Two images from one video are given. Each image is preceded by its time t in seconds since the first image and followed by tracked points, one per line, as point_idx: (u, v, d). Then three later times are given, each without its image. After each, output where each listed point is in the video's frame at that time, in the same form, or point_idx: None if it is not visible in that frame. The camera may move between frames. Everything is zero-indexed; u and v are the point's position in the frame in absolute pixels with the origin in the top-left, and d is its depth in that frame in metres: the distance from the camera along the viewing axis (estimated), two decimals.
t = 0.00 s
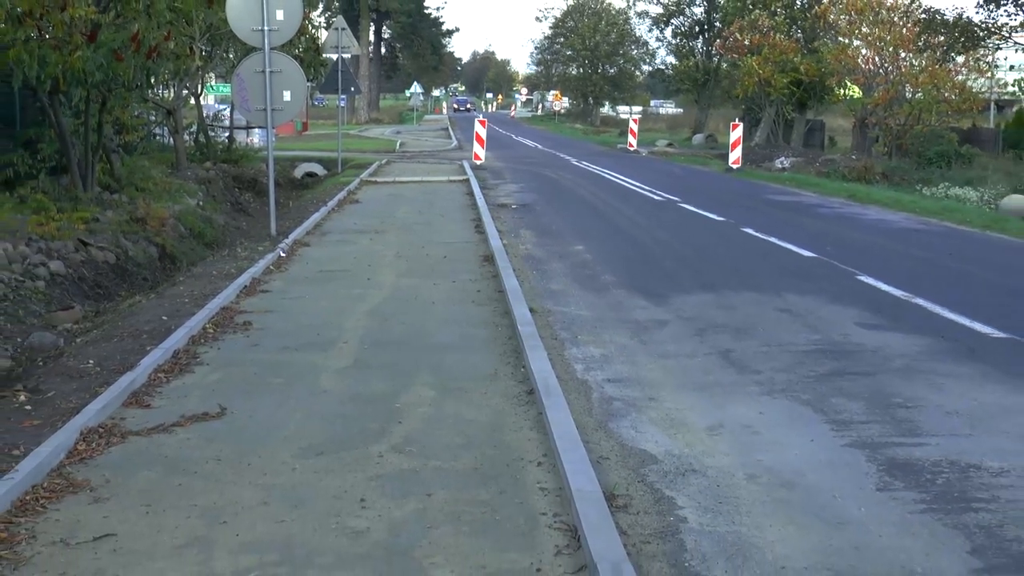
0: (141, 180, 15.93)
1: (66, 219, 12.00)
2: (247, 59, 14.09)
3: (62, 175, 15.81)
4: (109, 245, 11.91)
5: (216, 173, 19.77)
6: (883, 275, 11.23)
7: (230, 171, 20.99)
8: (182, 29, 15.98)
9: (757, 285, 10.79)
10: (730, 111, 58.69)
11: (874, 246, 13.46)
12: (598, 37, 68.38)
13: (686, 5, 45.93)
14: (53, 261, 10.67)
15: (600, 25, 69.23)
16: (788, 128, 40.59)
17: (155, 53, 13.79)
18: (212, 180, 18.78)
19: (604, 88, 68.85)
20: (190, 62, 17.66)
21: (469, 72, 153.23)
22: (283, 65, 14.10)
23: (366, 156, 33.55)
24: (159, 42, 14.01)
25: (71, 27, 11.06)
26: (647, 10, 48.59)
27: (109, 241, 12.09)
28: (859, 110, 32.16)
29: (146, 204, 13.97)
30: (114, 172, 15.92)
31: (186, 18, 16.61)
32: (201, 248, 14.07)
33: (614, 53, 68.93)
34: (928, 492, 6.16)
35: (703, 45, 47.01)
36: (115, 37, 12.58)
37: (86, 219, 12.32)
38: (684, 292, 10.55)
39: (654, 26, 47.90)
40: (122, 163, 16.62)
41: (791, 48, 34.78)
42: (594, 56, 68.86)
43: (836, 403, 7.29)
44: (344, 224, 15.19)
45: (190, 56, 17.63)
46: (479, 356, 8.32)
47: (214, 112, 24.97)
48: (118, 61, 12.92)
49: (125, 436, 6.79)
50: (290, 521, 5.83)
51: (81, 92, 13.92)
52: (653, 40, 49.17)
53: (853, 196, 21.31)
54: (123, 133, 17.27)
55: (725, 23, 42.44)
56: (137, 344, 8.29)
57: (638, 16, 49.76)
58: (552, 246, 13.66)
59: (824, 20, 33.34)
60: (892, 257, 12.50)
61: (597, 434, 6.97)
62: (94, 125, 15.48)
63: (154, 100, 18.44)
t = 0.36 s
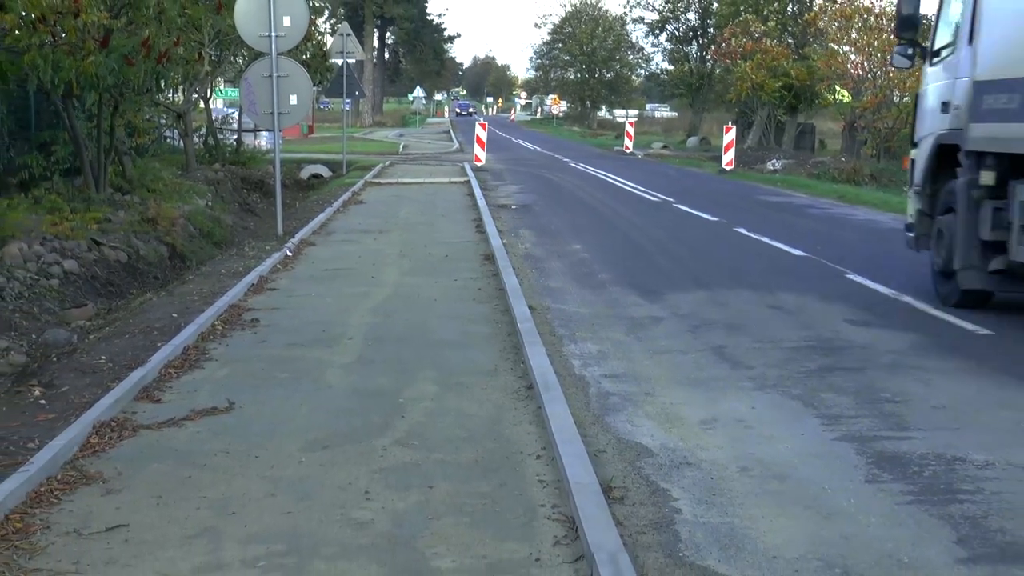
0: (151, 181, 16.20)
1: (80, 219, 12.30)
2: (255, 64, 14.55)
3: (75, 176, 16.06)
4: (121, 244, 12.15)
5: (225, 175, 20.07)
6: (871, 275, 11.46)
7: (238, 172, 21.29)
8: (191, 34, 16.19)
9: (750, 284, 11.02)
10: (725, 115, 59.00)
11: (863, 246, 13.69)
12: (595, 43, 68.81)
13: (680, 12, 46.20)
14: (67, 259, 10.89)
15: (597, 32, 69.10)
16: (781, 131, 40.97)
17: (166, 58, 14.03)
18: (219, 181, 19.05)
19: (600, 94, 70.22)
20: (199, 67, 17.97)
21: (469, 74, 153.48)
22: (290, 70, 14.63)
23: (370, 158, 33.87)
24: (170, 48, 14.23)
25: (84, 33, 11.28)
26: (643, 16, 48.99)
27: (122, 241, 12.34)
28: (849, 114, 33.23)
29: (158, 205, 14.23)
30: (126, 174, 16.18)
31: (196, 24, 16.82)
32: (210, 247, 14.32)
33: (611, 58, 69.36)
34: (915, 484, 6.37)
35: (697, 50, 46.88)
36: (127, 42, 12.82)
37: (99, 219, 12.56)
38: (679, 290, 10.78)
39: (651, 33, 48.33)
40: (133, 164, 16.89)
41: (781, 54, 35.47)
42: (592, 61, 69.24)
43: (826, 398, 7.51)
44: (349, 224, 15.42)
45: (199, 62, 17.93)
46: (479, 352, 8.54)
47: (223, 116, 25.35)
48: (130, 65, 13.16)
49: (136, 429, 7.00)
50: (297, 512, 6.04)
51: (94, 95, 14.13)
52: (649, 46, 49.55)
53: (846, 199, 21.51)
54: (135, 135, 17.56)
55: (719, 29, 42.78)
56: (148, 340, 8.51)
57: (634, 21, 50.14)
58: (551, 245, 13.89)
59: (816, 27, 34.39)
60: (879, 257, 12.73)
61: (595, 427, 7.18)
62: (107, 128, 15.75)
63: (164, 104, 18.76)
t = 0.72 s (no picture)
0: (161, 177, 16.48)
1: (91, 213, 12.54)
2: (262, 64, 15.05)
3: (87, 173, 16.32)
4: (132, 239, 12.39)
5: (234, 171, 20.40)
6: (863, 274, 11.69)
7: (246, 169, 21.59)
8: (200, 35, 16.42)
9: (744, 279, 11.25)
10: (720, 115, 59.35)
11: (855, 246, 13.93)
12: (592, 43, 69.21)
13: (676, 12, 46.59)
14: (80, 253, 11.12)
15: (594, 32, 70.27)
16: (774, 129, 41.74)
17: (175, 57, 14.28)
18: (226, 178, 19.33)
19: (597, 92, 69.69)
20: (207, 66, 18.26)
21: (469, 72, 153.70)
22: (296, 70, 15.08)
23: (374, 155, 34.18)
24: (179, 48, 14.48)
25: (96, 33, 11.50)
26: (640, 17, 49.35)
27: (133, 236, 12.57)
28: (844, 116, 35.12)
29: (167, 201, 14.47)
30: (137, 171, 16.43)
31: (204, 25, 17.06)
32: (219, 241, 14.56)
33: (608, 58, 69.76)
34: (904, 471, 6.58)
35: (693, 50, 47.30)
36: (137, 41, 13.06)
37: (111, 214, 12.80)
38: (674, 284, 11.02)
39: (648, 35, 48.70)
40: (143, 162, 17.14)
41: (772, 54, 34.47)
42: (589, 61, 69.66)
43: (817, 388, 7.74)
44: (353, 219, 15.66)
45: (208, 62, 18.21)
46: (480, 343, 8.75)
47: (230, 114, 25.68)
48: (140, 64, 13.42)
49: (147, 419, 7.21)
50: (303, 499, 6.24)
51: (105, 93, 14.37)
52: (646, 47, 49.92)
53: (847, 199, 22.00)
54: (146, 133, 17.84)
55: (715, 30, 43.14)
56: (159, 332, 8.74)
57: (631, 22, 50.53)
58: (550, 240, 14.13)
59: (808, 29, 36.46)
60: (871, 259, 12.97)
61: (592, 416, 7.40)
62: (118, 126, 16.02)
63: (174, 103, 19.07)
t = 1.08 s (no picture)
0: (172, 174, 16.78)
1: (104, 209, 12.73)
2: (268, 65, 15.40)
3: (100, 170, 16.58)
4: (143, 234, 12.64)
5: (241, 168, 20.75)
6: (854, 267, 11.92)
7: (254, 166, 21.90)
8: (209, 36, 16.70)
9: (738, 273, 11.51)
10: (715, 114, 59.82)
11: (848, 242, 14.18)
12: (590, 44, 69.62)
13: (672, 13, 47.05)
14: (92, 248, 11.35)
15: (592, 32, 70.21)
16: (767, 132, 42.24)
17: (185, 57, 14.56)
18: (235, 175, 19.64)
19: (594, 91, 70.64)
20: (216, 67, 18.57)
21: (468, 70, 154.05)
22: (302, 69, 15.47)
23: (378, 152, 34.51)
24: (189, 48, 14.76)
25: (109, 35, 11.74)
26: (637, 18, 49.79)
27: (144, 231, 12.82)
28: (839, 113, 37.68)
29: (177, 196, 14.71)
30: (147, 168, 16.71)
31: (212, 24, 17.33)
32: (227, 237, 14.82)
33: (605, 59, 70.15)
34: (892, 460, 6.79)
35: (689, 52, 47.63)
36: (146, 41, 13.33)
37: (123, 210, 13.06)
38: (670, 278, 11.27)
39: (645, 36, 49.11)
40: (154, 159, 17.42)
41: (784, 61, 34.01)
42: (587, 62, 70.12)
43: (807, 379, 7.97)
44: (357, 215, 15.91)
45: (216, 61, 18.52)
46: (481, 335, 8.98)
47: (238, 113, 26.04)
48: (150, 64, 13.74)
49: (157, 408, 7.44)
50: (309, 486, 6.46)
51: (117, 93, 14.64)
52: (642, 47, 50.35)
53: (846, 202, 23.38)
54: (156, 131, 18.13)
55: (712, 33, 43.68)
56: (169, 324, 8.99)
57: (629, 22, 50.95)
58: (550, 235, 14.39)
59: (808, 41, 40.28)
60: (862, 253, 13.21)
61: (590, 406, 7.63)
62: (129, 123, 16.30)
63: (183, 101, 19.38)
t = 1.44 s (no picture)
0: (181, 170, 17.06)
1: (115, 204, 13.00)
2: (275, 63, 15.90)
3: (110, 165, 16.86)
4: (154, 228, 12.91)
5: (248, 164, 21.04)
6: (846, 260, 12.18)
7: (260, 162, 22.19)
8: (218, 36, 16.97)
9: (732, 265, 11.77)
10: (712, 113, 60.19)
11: (840, 235, 14.46)
12: (588, 43, 69.97)
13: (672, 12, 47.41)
14: (104, 241, 11.62)
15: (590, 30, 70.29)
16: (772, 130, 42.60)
17: (194, 57, 14.85)
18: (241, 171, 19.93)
19: (593, 89, 70.74)
20: (224, 65, 18.86)
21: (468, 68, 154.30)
22: (307, 67, 15.95)
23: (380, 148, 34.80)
24: (198, 48, 15.04)
25: (121, 36, 12.03)
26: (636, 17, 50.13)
27: (154, 225, 13.09)
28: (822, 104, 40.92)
29: (186, 192, 15.00)
30: (157, 163, 17.00)
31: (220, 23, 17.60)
32: (235, 230, 15.11)
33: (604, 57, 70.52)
34: (880, 446, 7.02)
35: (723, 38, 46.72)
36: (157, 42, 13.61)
37: (134, 205, 13.31)
38: (666, 270, 11.54)
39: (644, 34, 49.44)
40: (163, 154, 17.71)
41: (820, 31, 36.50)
42: (585, 60, 70.49)
43: (799, 368, 8.21)
44: (361, 209, 16.18)
45: (224, 60, 18.81)
46: (482, 326, 9.22)
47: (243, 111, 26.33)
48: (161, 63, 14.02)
49: (167, 397, 7.67)
50: (315, 472, 6.67)
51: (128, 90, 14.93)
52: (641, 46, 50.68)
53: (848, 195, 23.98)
54: (165, 127, 18.41)
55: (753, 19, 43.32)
56: (178, 316, 9.23)
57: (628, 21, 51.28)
58: (549, 228, 14.65)
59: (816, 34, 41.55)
60: (853, 245, 13.49)
61: (587, 394, 7.87)
62: (139, 120, 16.58)
63: (190, 99, 19.67)
